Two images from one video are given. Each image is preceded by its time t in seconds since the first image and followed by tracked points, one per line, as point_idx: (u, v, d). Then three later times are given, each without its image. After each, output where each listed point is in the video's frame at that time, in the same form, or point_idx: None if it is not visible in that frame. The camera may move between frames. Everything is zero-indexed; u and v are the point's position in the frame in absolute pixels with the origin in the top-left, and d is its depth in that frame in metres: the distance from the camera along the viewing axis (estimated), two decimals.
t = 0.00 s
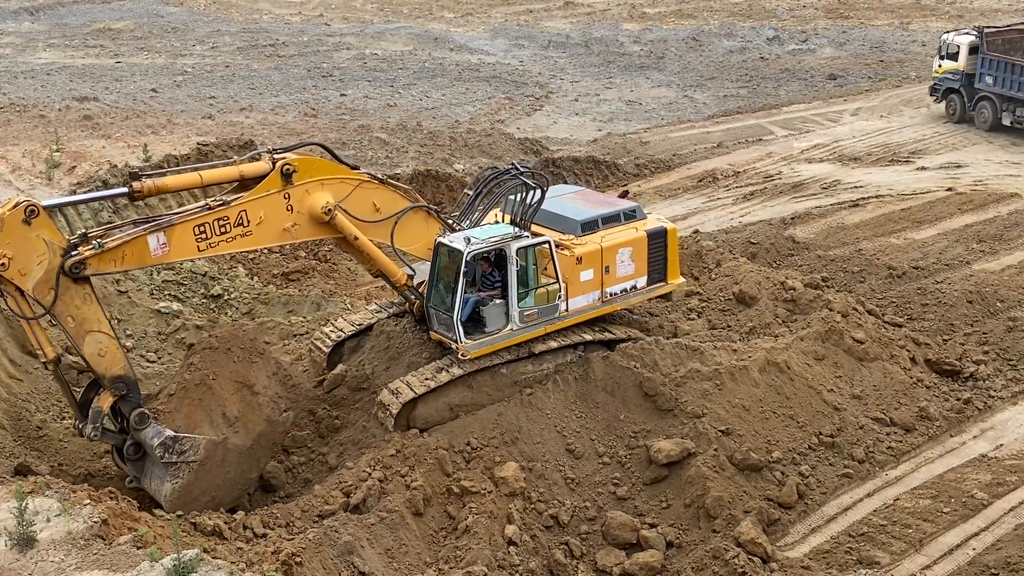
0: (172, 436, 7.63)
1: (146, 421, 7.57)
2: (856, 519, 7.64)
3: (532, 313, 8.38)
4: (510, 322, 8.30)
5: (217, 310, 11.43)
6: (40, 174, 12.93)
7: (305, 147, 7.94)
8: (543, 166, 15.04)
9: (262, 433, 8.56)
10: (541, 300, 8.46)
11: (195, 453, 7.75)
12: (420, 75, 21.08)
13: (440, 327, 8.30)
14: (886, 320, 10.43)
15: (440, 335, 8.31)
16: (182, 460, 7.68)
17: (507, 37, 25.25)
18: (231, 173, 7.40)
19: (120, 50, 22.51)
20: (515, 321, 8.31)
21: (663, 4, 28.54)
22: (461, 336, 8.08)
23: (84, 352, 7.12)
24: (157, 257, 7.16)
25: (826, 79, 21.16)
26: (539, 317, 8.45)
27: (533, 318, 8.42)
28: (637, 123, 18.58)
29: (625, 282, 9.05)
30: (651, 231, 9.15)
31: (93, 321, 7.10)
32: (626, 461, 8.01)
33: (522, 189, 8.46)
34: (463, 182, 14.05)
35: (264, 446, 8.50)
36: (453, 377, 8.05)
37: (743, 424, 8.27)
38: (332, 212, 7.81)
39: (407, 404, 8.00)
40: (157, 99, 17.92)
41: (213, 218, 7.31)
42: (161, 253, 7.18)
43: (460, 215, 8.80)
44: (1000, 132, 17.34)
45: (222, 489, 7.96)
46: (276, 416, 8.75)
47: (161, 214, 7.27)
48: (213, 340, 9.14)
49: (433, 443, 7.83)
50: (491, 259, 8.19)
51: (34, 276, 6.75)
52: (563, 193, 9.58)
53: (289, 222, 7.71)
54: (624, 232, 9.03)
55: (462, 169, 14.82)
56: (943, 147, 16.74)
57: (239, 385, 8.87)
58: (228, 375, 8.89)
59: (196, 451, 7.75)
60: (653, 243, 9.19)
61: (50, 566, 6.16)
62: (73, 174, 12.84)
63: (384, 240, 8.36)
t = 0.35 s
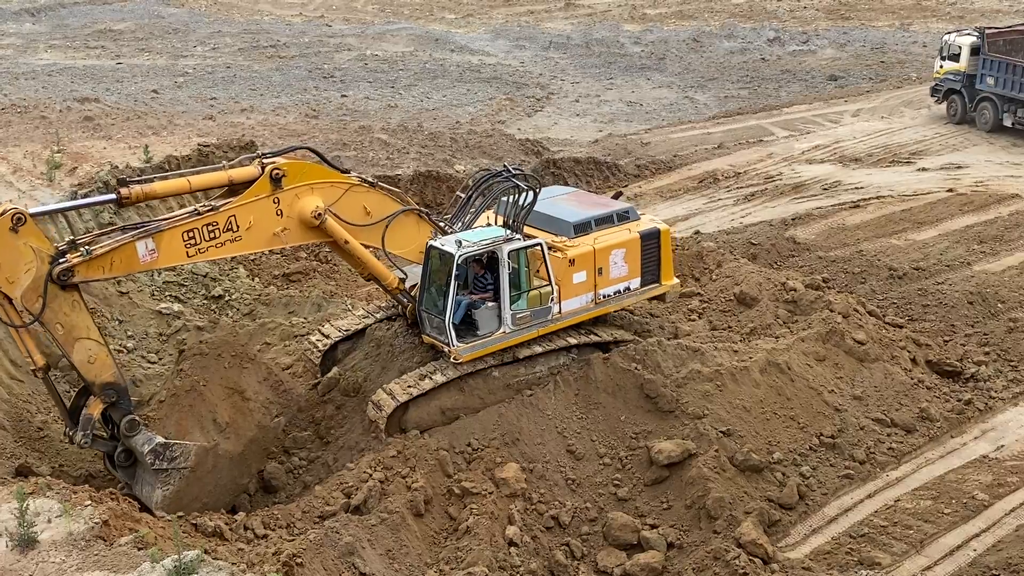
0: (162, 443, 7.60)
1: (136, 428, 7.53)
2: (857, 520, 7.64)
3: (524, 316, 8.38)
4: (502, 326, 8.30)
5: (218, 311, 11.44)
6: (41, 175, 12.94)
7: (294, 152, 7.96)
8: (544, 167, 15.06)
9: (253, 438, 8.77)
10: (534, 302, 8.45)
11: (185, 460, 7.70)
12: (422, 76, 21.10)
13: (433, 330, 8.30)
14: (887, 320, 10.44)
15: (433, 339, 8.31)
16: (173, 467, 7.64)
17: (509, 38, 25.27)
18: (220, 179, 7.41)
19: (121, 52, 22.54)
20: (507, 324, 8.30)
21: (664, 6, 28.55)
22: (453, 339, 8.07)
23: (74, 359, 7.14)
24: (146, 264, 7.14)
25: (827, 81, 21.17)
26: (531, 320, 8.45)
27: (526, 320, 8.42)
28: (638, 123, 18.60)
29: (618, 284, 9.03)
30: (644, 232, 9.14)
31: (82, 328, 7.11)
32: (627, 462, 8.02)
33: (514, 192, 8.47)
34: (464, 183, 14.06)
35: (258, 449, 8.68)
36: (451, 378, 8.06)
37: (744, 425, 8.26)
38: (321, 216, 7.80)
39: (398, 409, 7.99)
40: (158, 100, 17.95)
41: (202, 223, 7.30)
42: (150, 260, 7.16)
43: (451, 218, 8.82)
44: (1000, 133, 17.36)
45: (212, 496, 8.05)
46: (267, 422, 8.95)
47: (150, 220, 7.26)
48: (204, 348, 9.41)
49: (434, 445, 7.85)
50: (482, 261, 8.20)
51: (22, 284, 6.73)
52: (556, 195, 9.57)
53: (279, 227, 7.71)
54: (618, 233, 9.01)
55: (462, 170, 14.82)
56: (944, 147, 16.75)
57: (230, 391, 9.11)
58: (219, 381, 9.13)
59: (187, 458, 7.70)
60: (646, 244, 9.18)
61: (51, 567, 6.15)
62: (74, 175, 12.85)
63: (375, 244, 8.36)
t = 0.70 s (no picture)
0: (156, 451, 7.58)
1: (131, 434, 7.57)
2: (858, 522, 7.64)
3: (520, 319, 8.37)
4: (498, 328, 8.29)
5: (219, 313, 11.45)
6: (41, 177, 12.94)
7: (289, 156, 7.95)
8: (545, 169, 15.07)
9: (247, 445, 8.76)
10: (530, 305, 8.44)
11: (180, 467, 7.66)
12: (423, 78, 21.12)
13: (429, 334, 8.31)
14: (888, 323, 10.43)
15: (429, 342, 8.31)
16: (167, 474, 7.63)
17: (509, 40, 25.29)
18: (213, 184, 7.40)
19: (122, 53, 22.56)
20: (503, 326, 8.29)
21: (664, 8, 28.59)
22: (449, 343, 8.07)
23: (67, 366, 7.15)
24: (139, 270, 7.16)
25: (827, 83, 21.18)
26: (528, 322, 8.44)
27: (522, 323, 8.41)
28: (638, 125, 18.62)
29: (615, 285, 9.04)
30: (640, 233, 9.14)
31: (75, 336, 7.12)
32: (628, 464, 8.02)
33: (510, 193, 8.38)
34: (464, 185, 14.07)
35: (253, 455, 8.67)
36: (450, 380, 8.06)
37: (744, 427, 8.26)
38: (316, 221, 7.81)
39: (396, 412, 7.99)
40: (159, 102, 17.96)
41: (196, 229, 7.31)
42: (143, 266, 7.17)
43: (447, 220, 8.80)
44: (1001, 135, 17.37)
45: (206, 502, 8.06)
46: (263, 428, 8.96)
47: (143, 226, 7.26)
48: (198, 357, 9.43)
49: (435, 446, 7.85)
50: (478, 264, 8.19)
51: (15, 291, 6.75)
52: (553, 196, 9.58)
53: (273, 232, 7.72)
54: (614, 235, 9.02)
55: (463, 172, 14.83)
56: (944, 150, 16.75)
57: (224, 398, 9.10)
58: (214, 388, 9.12)
59: (181, 465, 7.67)
60: (643, 246, 9.19)
61: (52, 568, 6.15)
62: (75, 177, 12.86)
63: (370, 247, 8.38)
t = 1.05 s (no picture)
0: (157, 454, 7.61)
1: (132, 438, 7.53)
2: (859, 525, 7.63)
3: (521, 322, 8.37)
4: (498, 331, 8.29)
5: (219, 315, 11.46)
6: (42, 179, 12.93)
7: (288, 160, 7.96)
8: (545, 171, 15.08)
9: (248, 448, 8.52)
10: (530, 308, 8.44)
11: (181, 470, 7.71)
12: (423, 80, 21.14)
13: (429, 337, 8.31)
14: (889, 325, 10.43)
15: (429, 346, 8.32)
16: (168, 477, 7.66)
17: (510, 43, 25.31)
18: (212, 189, 7.40)
19: (122, 56, 22.59)
20: (503, 329, 8.30)
21: (665, 11, 28.62)
22: (449, 346, 8.07)
23: (67, 371, 7.16)
24: (138, 274, 7.16)
25: (828, 85, 21.20)
26: (528, 325, 8.44)
27: (522, 326, 8.41)
28: (639, 128, 18.63)
29: (616, 287, 9.04)
30: (641, 235, 9.15)
31: (75, 340, 7.12)
32: (629, 467, 8.01)
33: (510, 196, 8.43)
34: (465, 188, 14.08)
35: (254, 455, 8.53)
36: (451, 384, 8.08)
37: (745, 430, 8.25)
38: (315, 224, 7.81)
39: (396, 415, 7.98)
40: (160, 105, 17.98)
41: (195, 233, 7.31)
42: (143, 270, 7.17)
43: (448, 223, 8.79)
44: (1002, 138, 17.37)
45: (208, 506, 7.95)
46: (262, 431, 8.73)
47: (142, 231, 7.26)
48: (198, 356, 8.86)
49: (435, 449, 7.84)
50: (477, 268, 8.19)
51: (14, 297, 6.76)
52: (554, 198, 9.58)
53: (272, 235, 7.71)
54: (614, 237, 9.01)
55: (464, 174, 14.84)
56: (945, 152, 16.75)
57: (225, 400, 8.68)
58: (215, 390, 8.67)
59: (182, 468, 7.71)
60: (643, 247, 9.19)
61: (52, 571, 6.14)
62: (75, 180, 12.86)
63: (370, 251, 8.38)
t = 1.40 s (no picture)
0: (163, 456, 7.64)
1: (138, 440, 7.57)
2: (859, 528, 7.62)
3: (526, 323, 8.37)
4: (503, 333, 8.29)
5: (220, 318, 11.46)
6: (43, 182, 12.94)
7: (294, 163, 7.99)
8: (545, 174, 15.09)
9: (253, 451, 8.62)
10: (535, 309, 8.45)
11: (186, 472, 7.73)
12: (424, 83, 21.15)
13: (435, 339, 8.32)
14: (890, 329, 10.43)
15: (434, 347, 8.32)
16: (173, 480, 7.68)
17: (510, 46, 25.32)
18: (218, 191, 7.41)
19: (123, 59, 22.61)
20: (509, 331, 8.30)
21: (665, 14, 28.65)
22: (454, 347, 8.09)
23: (74, 373, 7.17)
24: (145, 277, 7.17)
25: (829, 88, 21.20)
26: (533, 327, 8.45)
27: (527, 328, 8.41)
28: (639, 131, 18.64)
29: (621, 289, 9.03)
30: (646, 237, 9.14)
31: (82, 342, 7.14)
32: (629, 470, 8.02)
33: (515, 198, 8.44)
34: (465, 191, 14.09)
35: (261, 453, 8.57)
36: (456, 387, 8.04)
37: (745, 433, 8.25)
38: (320, 226, 7.81)
39: (403, 416, 7.92)
40: (161, 108, 18.00)
41: (201, 235, 7.32)
42: (149, 272, 7.19)
43: (454, 225, 8.82)
44: (1002, 141, 17.39)
45: (213, 507, 8.00)
46: (267, 434, 8.85)
47: (149, 234, 7.29)
48: (206, 360, 9.06)
49: (436, 452, 7.85)
50: (483, 270, 8.22)
51: (21, 299, 6.76)
52: (559, 201, 9.62)
53: (279, 237, 7.72)
54: (620, 239, 9.02)
55: (464, 177, 14.86)
56: (946, 155, 16.75)
57: (230, 403, 8.82)
58: (221, 393, 8.83)
59: (188, 470, 7.73)
60: (649, 249, 9.19)
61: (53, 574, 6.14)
62: (76, 183, 12.87)
63: (376, 253, 8.38)
